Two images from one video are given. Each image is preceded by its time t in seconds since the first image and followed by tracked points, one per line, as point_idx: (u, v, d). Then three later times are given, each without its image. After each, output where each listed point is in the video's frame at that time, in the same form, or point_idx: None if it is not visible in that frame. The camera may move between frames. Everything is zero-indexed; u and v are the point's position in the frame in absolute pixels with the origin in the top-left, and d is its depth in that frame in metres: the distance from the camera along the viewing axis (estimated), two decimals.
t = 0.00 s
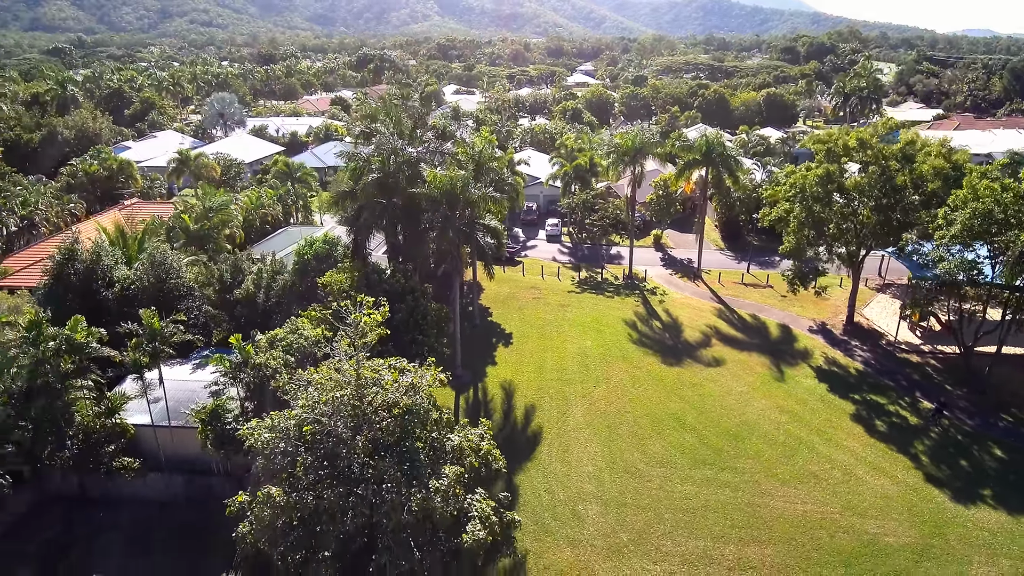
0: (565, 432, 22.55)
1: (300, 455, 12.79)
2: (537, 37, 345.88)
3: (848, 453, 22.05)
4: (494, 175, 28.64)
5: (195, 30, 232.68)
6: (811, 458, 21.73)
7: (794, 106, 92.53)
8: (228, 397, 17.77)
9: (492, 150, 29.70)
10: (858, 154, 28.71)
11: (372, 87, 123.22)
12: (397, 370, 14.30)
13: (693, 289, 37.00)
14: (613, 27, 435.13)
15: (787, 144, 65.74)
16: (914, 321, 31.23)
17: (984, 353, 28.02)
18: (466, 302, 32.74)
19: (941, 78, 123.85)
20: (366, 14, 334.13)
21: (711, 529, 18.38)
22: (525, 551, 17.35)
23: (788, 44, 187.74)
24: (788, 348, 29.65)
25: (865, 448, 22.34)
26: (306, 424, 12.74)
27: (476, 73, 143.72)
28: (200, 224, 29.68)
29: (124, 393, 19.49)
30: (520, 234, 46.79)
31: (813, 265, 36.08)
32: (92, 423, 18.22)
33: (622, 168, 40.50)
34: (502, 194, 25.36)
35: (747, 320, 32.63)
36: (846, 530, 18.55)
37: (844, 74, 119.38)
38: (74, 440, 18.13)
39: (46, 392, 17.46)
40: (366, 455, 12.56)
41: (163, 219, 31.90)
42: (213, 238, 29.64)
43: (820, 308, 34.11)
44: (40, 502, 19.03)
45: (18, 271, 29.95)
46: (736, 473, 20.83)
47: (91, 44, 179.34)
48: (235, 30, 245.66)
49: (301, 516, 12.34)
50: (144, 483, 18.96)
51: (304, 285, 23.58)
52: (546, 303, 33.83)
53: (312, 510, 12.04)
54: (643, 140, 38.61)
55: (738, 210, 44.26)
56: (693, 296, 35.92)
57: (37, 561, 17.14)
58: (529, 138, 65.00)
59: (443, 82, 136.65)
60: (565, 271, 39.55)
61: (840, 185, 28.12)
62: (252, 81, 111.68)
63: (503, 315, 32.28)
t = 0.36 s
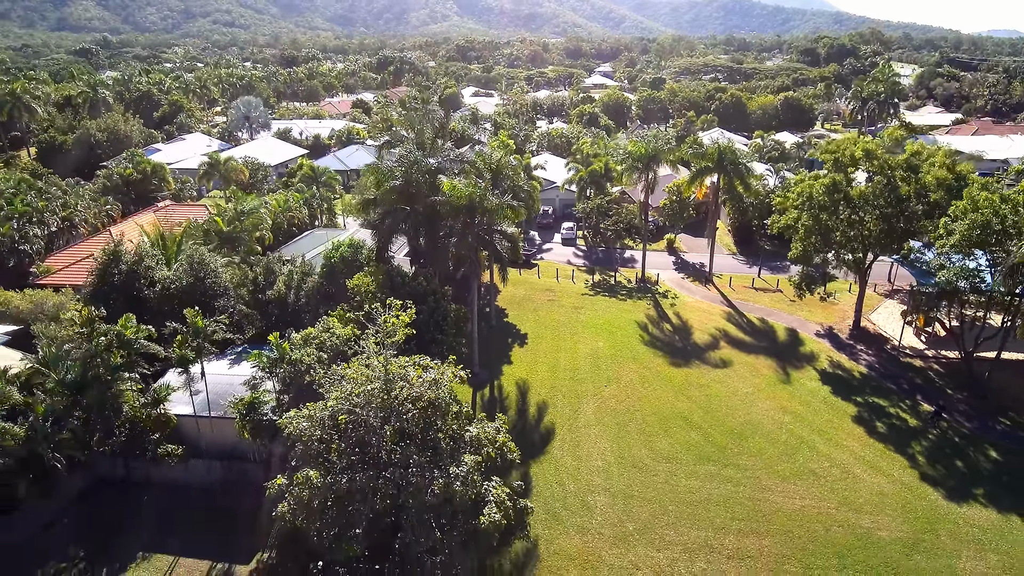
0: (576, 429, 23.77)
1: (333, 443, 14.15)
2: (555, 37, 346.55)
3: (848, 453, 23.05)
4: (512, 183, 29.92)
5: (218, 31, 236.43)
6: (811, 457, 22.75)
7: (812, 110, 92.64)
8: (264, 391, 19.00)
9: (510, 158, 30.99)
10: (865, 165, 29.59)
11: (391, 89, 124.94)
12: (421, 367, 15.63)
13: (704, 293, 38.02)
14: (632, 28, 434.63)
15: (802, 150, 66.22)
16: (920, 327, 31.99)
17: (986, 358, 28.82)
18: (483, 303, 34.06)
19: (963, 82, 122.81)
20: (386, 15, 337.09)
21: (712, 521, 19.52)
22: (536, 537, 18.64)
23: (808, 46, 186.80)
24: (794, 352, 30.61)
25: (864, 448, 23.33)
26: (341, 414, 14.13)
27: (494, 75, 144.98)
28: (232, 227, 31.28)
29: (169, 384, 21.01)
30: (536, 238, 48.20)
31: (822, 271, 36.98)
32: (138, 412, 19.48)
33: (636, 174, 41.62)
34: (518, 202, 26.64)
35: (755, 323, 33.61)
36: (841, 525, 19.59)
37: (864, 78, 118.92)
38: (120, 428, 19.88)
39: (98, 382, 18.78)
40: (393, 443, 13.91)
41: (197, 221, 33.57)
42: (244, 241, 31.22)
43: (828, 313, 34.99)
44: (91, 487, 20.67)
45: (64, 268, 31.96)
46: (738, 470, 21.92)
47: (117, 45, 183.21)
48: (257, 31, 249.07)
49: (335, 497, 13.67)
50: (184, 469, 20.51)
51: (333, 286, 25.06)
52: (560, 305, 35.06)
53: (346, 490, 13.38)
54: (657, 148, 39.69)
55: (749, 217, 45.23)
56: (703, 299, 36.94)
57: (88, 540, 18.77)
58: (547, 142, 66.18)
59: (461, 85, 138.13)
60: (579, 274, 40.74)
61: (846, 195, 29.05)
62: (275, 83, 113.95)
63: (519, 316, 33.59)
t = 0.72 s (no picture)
0: (587, 425, 25.04)
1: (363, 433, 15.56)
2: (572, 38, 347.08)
3: (847, 451, 24.10)
4: (527, 190, 31.20)
5: (239, 31, 239.87)
6: (811, 455, 23.84)
7: (827, 114, 92.85)
8: (296, 385, 20.47)
9: (525, 166, 32.26)
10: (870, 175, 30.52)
11: (409, 90, 126.60)
12: (442, 365, 17.00)
13: (714, 297, 39.07)
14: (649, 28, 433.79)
15: (816, 154, 66.73)
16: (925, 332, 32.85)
17: (987, 363, 29.64)
18: (499, 304, 35.39)
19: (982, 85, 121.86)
20: (404, 15, 339.45)
21: (714, 513, 20.71)
22: (547, 524, 19.95)
23: (827, 48, 185.87)
24: (799, 354, 31.63)
25: (863, 447, 24.37)
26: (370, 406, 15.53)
27: (511, 76, 146.26)
28: (261, 230, 32.86)
29: (208, 379, 22.59)
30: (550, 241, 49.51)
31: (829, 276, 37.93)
32: (180, 405, 20.89)
33: (649, 180, 42.75)
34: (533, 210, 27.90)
35: (763, 326, 34.64)
36: (837, 518, 20.69)
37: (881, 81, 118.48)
38: (163, 419, 21.05)
39: (142, 376, 20.22)
40: (418, 433, 15.30)
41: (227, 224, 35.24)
42: (271, 243, 32.79)
43: (835, 317, 35.94)
44: (134, 473, 22.30)
45: (102, 268, 33.64)
46: (740, 466, 23.08)
47: (141, 45, 186.79)
48: (277, 31, 252.35)
49: (365, 480, 15.10)
50: (221, 457, 22.16)
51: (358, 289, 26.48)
52: (573, 307, 36.30)
53: (375, 474, 14.81)
54: (668, 155, 40.77)
55: (760, 222, 46.20)
56: (713, 303, 38.02)
57: (134, 520, 20.35)
58: (562, 145, 67.36)
59: (478, 86, 139.60)
60: (592, 277, 41.94)
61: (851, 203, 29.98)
62: (296, 85, 116.12)
63: (533, 317, 34.91)
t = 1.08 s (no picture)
0: (596, 422, 26.24)
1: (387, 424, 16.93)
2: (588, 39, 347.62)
3: (847, 450, 25.10)
4: (540, 196, 32.42)
5: (258, 31, 243.03)
6: (811, 453, 24.88)
7: (842, 118, 93.11)
8: (323, 380, 21.87)
9: (539, 173, 33.46)
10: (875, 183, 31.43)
11: (426, 92, 128.20)
12: (460, 363, 18.33)
13: (722, 300, 40.10)
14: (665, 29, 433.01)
15: (828, 159, 67.29)
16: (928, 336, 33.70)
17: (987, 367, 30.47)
18: (514, 306, 36.66)
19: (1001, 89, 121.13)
20: (421, 16, 341.64)
21: (716, 506, 21.82)
22: (557, 514, 21.19)
23: (844, 51, 185.16)
24: (804, 357, 32.61)
25: (862, 446, 25.37)
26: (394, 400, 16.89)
27: (527, 78, 147.47)
28: (286, 232, 34.37)
29: (241, 374, 24.07)
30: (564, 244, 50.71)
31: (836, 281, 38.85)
32: (214, 398, 22.62)
33: (660, 185, 43.85)
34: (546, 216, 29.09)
35: (769, 329, 35.63)
36: (834, 513, 21.71)
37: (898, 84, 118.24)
38: (199, 411, 22.80)
39: (181, 370, 21.81)
40: (438, 425, 16.62)
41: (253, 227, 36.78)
42: (296, 246, 34.28)
43: (840, 321, 36.85)
44: (171, 461, 23.84)
45: (135, 268, 35.31)
46: (742, 462, 24.19)
47: (163, 46, 190.09)
48: (295, 31, 255.16)
49: (389, 468, 16.46)
50: (252, 447, 23.67)
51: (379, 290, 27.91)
52: (585, 308, 37.51)
53: (398, 462, 16.17)
54: (679, 161, 41.80)
55: (769, 227, 47.10)
56: (721, 305, 39.06)
57: (172, 504, 21.85)
58: (576, 149, 68.51)
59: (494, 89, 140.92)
60: (604, 279, 43.10)
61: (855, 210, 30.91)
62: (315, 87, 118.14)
63: (546, 318, 36.14)
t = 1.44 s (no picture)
0: (606, 420, 27.50)
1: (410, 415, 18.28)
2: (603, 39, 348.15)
3: (847, 450, 26.15)
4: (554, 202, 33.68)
5: (277, 32, 246.21)
6: (812, 451, 25.97)
7: (856, 122, 93.50)
8: (349, 376, 23.29)
9: (553, 179, 34.72)
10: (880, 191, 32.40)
11: (442, 94, 129.89)
12: (478, 361, 19.66)
13: (731, 303, 41.16)
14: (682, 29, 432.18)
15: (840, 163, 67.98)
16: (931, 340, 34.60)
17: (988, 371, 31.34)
18: (528, 307, 37.97)
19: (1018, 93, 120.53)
20: (438, 16, 343.89)
21: (719, 500, 23.01)
22: (567, 505, 22.48)
23: (861, 52, 184.53)
24: (808, 359, 33.64)
25: (862, 446, 26.41)
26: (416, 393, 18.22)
27: (542, 80, 148.79)
28: (311, 236, 35.93)
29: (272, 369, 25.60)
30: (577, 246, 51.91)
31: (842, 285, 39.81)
32: (247, 392, 23.94)
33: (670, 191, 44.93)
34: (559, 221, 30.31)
35: (776, 332, 36.67)
36: (832, 509, 22.81)
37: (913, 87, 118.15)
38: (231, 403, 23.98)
39: (216, 366, 23.43)
40: (457, 417, 17.94)
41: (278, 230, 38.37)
42: (320, 248, 35.82)
43: (846, 325, 37.81)
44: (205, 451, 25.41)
45: (167, 268, 37.03)
46: (745, 459, 25.34)
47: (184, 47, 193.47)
48: (313, 31, 258.16)
49: (412, 456, 17.84)
50: (282, 438, 25.17)
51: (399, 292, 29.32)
52: (597, 310, 38.75)
53: (421, 451, 17.57)
54: (690, 168, 42.87)
55: (779, 232, 48.05)
56: (729, 309, 40.14)
57: (208, 490, 23.41)
58: (590, 153, 69.73)
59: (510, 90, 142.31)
60: (616, 282, 44.31)
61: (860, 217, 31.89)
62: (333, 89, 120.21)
63: (558, 319, 37.44)
